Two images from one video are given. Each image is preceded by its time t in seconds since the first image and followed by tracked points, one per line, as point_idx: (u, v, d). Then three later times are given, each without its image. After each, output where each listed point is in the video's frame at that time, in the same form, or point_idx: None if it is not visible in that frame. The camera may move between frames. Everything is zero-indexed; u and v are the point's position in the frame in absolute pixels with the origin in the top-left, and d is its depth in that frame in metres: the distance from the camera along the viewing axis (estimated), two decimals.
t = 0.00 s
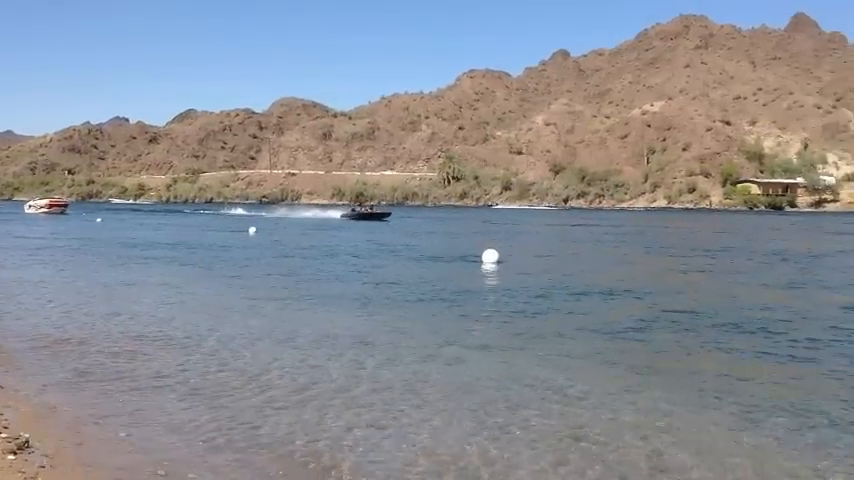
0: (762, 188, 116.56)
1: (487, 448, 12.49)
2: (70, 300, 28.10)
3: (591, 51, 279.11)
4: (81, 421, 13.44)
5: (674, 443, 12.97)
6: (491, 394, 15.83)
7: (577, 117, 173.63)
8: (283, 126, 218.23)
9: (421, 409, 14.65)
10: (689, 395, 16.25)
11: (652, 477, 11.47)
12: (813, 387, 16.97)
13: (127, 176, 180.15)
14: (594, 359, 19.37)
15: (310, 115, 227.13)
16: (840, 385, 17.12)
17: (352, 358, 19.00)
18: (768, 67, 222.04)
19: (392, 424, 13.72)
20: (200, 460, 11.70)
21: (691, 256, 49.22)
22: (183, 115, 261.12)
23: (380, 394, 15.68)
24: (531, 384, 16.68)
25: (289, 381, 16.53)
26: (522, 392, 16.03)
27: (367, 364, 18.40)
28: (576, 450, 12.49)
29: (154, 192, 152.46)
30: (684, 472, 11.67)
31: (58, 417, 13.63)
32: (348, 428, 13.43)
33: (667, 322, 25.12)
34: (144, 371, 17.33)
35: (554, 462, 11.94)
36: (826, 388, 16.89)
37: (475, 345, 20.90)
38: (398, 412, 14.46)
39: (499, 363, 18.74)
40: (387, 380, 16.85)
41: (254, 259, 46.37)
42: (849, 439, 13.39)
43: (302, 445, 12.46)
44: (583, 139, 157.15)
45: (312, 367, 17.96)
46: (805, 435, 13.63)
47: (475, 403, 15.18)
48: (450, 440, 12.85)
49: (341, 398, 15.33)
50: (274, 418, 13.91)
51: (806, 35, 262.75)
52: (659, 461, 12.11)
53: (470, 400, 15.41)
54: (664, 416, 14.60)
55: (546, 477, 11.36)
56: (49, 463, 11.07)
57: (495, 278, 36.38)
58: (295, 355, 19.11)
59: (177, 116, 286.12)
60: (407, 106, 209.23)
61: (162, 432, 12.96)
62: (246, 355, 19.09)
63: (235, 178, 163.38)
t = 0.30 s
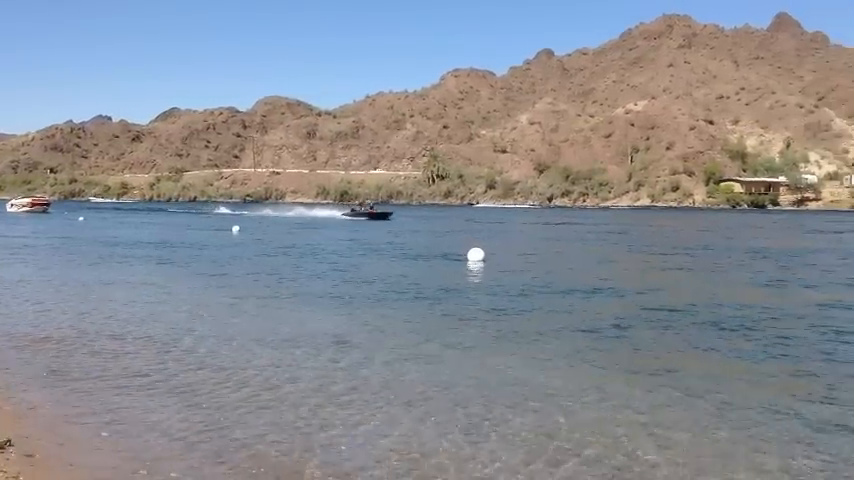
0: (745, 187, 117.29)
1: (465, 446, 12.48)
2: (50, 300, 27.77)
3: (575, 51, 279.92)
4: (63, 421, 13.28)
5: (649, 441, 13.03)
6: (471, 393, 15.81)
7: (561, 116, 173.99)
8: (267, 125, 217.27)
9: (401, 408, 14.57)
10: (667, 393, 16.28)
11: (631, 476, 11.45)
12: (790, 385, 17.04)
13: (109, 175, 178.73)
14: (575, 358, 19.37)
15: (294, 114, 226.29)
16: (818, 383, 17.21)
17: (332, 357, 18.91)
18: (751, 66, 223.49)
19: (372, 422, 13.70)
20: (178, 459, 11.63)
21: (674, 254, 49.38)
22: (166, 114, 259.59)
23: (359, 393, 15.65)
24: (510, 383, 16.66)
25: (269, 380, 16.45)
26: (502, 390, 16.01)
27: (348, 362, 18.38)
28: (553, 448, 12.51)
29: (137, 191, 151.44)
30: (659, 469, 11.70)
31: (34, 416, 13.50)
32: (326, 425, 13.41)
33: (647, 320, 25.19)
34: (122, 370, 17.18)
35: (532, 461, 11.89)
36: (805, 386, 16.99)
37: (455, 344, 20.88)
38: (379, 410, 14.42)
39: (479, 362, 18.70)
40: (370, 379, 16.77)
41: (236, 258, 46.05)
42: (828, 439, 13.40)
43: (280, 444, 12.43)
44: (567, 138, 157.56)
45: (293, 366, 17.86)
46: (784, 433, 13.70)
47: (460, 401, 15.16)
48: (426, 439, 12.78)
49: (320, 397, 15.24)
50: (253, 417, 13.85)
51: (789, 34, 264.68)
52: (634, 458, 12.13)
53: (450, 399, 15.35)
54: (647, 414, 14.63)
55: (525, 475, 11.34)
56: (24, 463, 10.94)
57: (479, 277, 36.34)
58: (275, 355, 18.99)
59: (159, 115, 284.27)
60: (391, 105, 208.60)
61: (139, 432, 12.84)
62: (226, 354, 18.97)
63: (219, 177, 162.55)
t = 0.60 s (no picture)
0: (736, 185, 117.92)
1: (453, 446, 12.41)
2: (40, 298, 27.59)
3: (566, 49, 280.44)
4: (51, 420, 13.16)
5: (639, 439, 12.97)
6: (460, 391, 15.77)
7: (552, 114, 174.23)
8: (258, 122, 216.76)
9: (389, 406, 14.49)
10: (656, 391, 16.25)
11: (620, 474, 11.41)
12: (779, 383, 17.05)
13: (99, 173, 177.90)
14: (564, 356, 19.32)
15: (285, 112, 225.90)
16: (805, 381, 17.22)
17: (320, 355, 18.85)
18: (741, 64, 224.45)
19: (360, 421, 13.64)
20: (165, 458, 11.51)
21: (664, 252, 49.49)
22: (156, 112, 258.85)
23: (348, 391, 15.57)
24: (499, 381, 16.62)
25: (258, 379, 16.38)
26: (491, 389, 15.96)
27: (337, 361, 18.30)
28: (541, 447, 12.44)
29: (127, 189, 150.96)
30: (649, 467, 11.68)
31: (21, 415, 13.40)
32: (315, 424, 13.34)
33: (636, 319, 25.17)
34: (110, 368, 17.07)
35: (520, 460, 11.83)
36: (794, 384, 16.98)
37: (445, 342, 20.83)
38: (368, 408, 14.36)
39: (468, 360, 18.64)
40: (360, 377, 16.73)
41: (226, 256, 45.88)
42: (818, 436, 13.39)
43: (269, 442, 12.34)
44: (558, 137, 157.82)
45: (282, 364, 17.78)
46: (773, 431, 13.68)
47: (449, 400, 15.13)
48: (417, 438, 12.74)
49: (309, 396, 15.18)
50: (241, 415, 13.76)
51: (779, 33, 265.73)
52: (623, 458, 12.10)
53: (439, 397, 15.29)
54: (638, 412, 14.65)
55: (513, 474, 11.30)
56: (9, 463, 10.83)
57: (470, 276, 36.33)
58: (265, 353, 18.92)
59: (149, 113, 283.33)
60: (382, 103, 208.25)
61: (125, 430, 12.74)
62: (215, 352, 18.89)
63: (209, 175, 162.11)
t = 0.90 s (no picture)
0: (726, 183, 118.37)
1: (443, 445, 12.33)
2: (29, 297, 27.35)
3: (556, 48, 280.89)
4: (42, 419, 13.05)
5: (629, 438, 12.92)
6: (449, 389, 15.71)
7: (543, 112, 174.46)
8: (249, 121, 216.05)
9: (378, 406, 14.42)
10: (646, 389, 16.24)
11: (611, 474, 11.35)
12: (768, 382, 17.03)
13: (89, 172, 176.99)
14: (554, 355, 19.31)
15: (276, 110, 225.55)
16: (796, 380, 17.20)
17: (310, 354, 18.75)
18: (731, 63, 225.38)
19: (351, 420, 13.57)
20: (152, 458, 11.42)
21: (652, 250, 49.57)
22: (146, 110, 257.78)
23: (338, 390, 15.49)
24: (489, 379, 16.57)
25: (247, 378, 16.27)
26: (481, 388, 15.88)
27: (326, 359, 18.21)
28: (533, 446, 12.38)
29: (117, 188, 150.27)
30: (638, 466, 11.62)
31: (9, 415, 13.26)
32: (303, 423, 13.25)
33: (625, 317, 25.18)
34: (97, 368, 16.92)
35: (510, 460, 11.76)
36: (783, 383, 16.96)
37: (434, 341, 20.78)
38: (357, 407, 14.28)
39: (458, 359, 18.57)
40: (350, 375, 16.71)
41: (214, 255, 45.69)
42: (808, 435, 13.36)
43: (258, 441, 12.27)
44: (549, 135, 158.06)
45: (270, 363, 17.72)
46: (762, 429, 13.65)
47: (437, 397, 15.13)
48: (406, 436, 12.71)
49: (298, 394, 15.09)
50: (231, 415, 13.67)
51: (769, 31, 266.85)
52: (613, 457, 12.04)
53: (428, 396, 15.23)
54: (628, 409, 14.69)
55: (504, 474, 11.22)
56: None
57: (463, 274, 36.34)
58: (254, 351, 18.85)
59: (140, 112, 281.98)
60: (373, 101, 207.78)
61: (111, 430, 12.62)
62: (203, 351, 18.78)
63: (200, 173, 161.52)
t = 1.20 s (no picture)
0: (715, 183, 118.70)
1: (431, 444, 12.31)
2: (17, 298, 27.16)
3: (547, 48, 281.40)
4: (30, 419, 12.99)
5: (616, 439, 12.90)
6: (438, 388, 15.71)
7: (534, 113, 174.71)
8: (239, 121, 215.41)
9: (365, 405, 14.41)
10: (633, 388, 16.29)
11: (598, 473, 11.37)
12: (756, 381, 17.09)
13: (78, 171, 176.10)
14: (543, 354, 19.36)
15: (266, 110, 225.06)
16: (784, 380, 17.25)
17: (298, 353, 18.75)
18: (720, 63, 226.49)
19: (339, 418, 13.56)
20: (139, 458, 11.40)
21: (640, 250, 49.72)
22: (136, 110, 256.81)
23: (325, 389, 15.49)
24: (480, 379, 16.55)
25: (235, 378, 16.21)
26: (470, 388, 15.84)
27: (314, 359, 18.21)
28: (519, 444, 12.40)
29: (107, 188, 149.60)
30: (625, 465, 11.65)
31: None
32: (291, 423, 13.22)
33: (612, 317, 25.26)
34: (84, 367, 16.86)
35: (495, 459, 11.78)
36: (769, 382, 17.01)
37: (423, 340, 20.79)
38: (346, 407, 14.27)
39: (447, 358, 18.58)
40: (338, 375, 16.71)
41: (204, 255, 45.52)
42: (795, 435, 13.39)
43: (247, 441, 12.26)
44: (539, 135, 158.31)
45: (260, 363, 17.71)
46: (746, 429, 13.71)
47: (423, 397, 15.14)
48: (394, 435, 12.72)
49: (286, 393, 15.07)
50: (220, 414, 13.66)
51: (758, 32, 268.07)
52: (599, 456, 12.05)
53: (416, 396, 15.23)
54: (614, 409, 14.73)
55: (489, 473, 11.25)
56: None
57: (452, 274, 36.35)
58: (243, 352, 18.80)
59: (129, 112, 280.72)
60: (364, 101, 207.29)
61: (99, 430, 12.55)
62: (192, 351, 18.74)
63: (190, 173, 160.94)
